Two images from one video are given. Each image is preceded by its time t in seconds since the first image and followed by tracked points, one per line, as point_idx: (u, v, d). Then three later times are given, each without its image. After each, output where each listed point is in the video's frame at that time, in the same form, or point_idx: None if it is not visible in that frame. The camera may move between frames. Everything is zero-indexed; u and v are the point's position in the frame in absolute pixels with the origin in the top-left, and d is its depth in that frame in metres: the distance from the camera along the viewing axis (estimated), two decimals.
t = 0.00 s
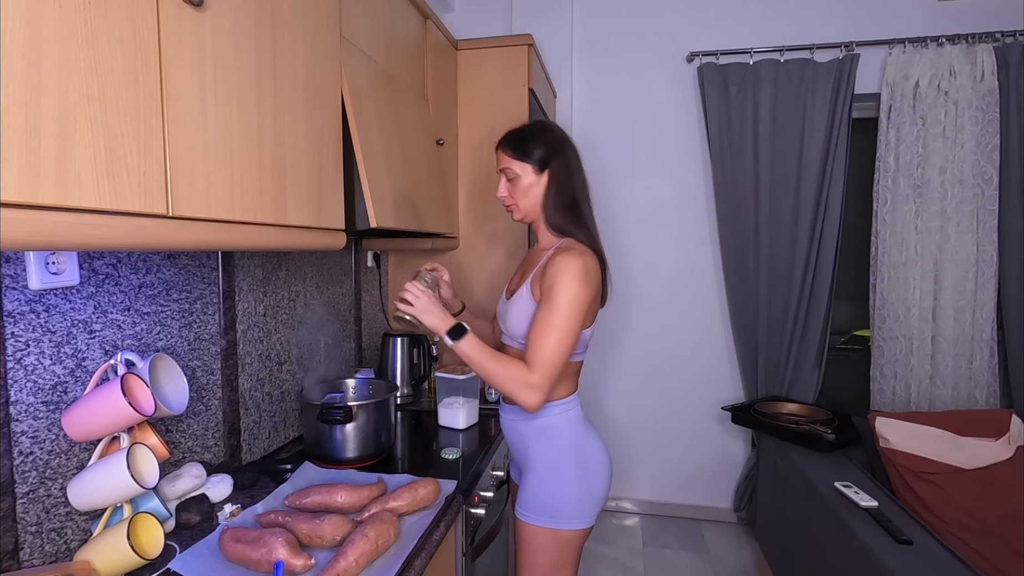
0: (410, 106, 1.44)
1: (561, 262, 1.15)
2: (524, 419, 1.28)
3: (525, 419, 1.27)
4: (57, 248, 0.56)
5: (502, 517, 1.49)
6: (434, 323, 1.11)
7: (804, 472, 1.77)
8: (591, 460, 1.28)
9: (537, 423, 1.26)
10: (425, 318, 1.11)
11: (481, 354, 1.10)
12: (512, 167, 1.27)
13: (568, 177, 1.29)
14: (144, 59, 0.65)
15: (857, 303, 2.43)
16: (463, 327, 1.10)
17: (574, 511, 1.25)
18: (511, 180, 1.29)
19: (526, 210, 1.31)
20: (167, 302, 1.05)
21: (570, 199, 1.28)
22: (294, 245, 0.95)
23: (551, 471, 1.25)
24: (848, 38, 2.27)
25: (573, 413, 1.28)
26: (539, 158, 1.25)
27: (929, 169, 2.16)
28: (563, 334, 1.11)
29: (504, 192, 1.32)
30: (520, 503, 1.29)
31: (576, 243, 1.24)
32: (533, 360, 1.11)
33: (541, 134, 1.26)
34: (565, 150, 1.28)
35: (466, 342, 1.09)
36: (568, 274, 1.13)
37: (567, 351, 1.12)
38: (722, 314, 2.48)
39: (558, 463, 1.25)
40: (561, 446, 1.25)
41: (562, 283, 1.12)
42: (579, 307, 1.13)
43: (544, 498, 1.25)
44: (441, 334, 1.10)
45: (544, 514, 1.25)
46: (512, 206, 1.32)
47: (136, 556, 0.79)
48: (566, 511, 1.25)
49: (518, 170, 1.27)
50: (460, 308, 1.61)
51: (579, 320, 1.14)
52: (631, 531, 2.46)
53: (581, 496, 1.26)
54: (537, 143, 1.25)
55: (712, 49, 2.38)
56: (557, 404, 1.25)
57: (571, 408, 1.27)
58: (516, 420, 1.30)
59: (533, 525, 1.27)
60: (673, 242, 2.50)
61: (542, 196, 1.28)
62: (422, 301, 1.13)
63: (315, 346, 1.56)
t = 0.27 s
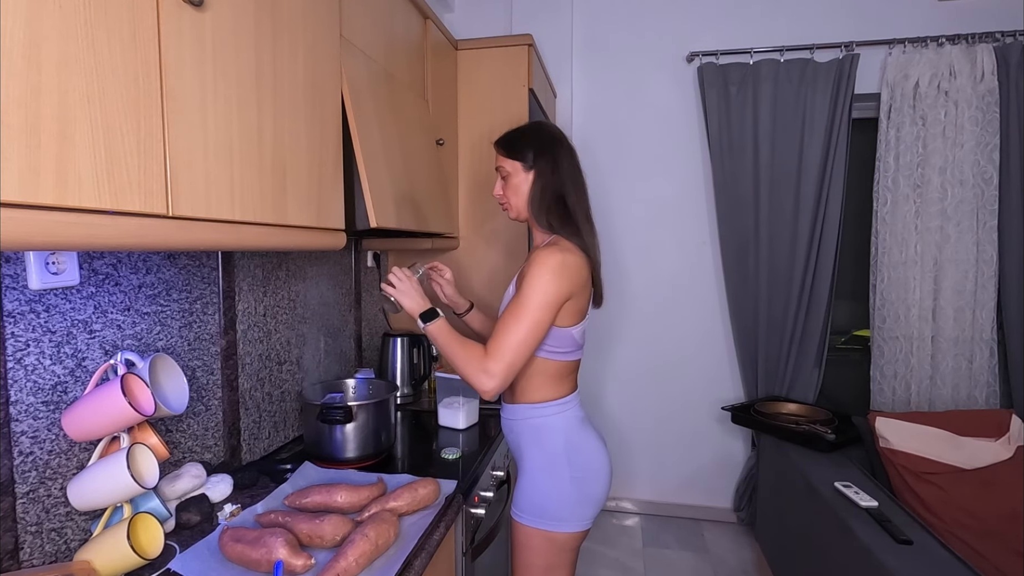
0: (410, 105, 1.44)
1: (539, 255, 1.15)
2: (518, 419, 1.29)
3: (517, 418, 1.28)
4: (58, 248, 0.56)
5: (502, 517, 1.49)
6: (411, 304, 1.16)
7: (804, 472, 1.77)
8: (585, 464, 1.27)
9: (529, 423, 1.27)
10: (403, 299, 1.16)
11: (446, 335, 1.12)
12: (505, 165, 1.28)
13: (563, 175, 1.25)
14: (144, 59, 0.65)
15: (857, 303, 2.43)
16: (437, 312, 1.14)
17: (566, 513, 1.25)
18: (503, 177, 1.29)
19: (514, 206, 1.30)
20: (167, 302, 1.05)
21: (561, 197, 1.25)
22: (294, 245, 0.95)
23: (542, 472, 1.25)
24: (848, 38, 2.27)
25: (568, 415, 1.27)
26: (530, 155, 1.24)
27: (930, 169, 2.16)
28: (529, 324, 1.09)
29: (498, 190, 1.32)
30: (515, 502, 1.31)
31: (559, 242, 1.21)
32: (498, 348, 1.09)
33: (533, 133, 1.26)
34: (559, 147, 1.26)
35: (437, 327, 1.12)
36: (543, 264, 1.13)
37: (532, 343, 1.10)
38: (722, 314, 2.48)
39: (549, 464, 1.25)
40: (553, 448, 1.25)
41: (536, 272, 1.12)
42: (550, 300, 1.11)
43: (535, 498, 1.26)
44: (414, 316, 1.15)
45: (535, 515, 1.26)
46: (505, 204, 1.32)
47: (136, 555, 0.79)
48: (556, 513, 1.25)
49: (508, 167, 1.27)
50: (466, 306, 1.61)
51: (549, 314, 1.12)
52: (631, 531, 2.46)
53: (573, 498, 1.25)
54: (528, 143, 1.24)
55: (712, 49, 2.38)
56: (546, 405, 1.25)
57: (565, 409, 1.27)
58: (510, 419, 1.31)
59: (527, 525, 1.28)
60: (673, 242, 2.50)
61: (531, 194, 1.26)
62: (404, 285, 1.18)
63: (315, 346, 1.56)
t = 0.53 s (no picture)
0: (410, 105, 1.44)
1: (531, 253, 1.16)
2: (516, 419, 1.29)
3: (515, 417, 1.29)
4: (58, 248, 0.56)
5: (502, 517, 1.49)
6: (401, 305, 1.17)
7: (804, 472, 1.77)
8: (583, 465, 1.26)
9: (526, 423, 1.27)
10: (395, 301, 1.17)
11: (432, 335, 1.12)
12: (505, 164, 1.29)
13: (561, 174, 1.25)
14: (144, 58, 0.65)
15: (857, 303, 2.43)
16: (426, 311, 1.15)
17: (564, 513, 1.25)
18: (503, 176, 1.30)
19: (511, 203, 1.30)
20: (167, 302, 1.05)
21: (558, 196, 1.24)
22: (295, 245, 0.95)
23: (540, 472, 1.25)
24: (848, 38, 2.27)
25: (565, 416, 1.27)
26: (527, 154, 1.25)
27: (929, 169, 2.16)
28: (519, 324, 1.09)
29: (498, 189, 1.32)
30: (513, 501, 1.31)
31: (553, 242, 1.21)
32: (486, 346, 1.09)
33: (532, 132, 1.25)
34: (558, 147, 1.26)
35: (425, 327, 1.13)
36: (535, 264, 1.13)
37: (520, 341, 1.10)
38: (722, 313, 2.48)
39: (546, 464, 1.25)
40: (550, 449, 1.25)
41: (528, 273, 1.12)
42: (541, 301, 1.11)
43: (532, 497, 1.26)
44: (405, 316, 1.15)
45: (533, 515, 1.26)
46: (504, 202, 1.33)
47: (136, 556, 0.79)
48: (554, 514, 1.25)
49: (506, 166, 1.28)
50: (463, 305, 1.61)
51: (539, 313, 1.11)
52: (631, 531, 2.46)
53: (571, 498, 1.25)
54: (526, 143, 1.24)
55: (712, 48, 2.38)
56: (543, 405, 1.25)
57: (563, 409, 1.26)
58: (508, 419, 1.32)
59: (525, 524, 1.28)
60: (673, 242, 2.50)
61: (527, 192, 1.26)
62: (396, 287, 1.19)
63: (315, 346, 1.56)
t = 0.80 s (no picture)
0: (410, 105, 1.44)
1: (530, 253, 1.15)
2: (515, 418, 1.29)
3: (515, 417, 1.29)
4: (59, 248, 0.56)
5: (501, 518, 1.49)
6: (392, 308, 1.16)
7: (804, 473, 1.78)
8: (583, 464, 1.27)
9: (526, 423, 1.27)
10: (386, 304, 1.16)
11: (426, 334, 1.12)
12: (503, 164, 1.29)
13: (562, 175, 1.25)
14: (144, 58, 0.65)
15: (857, 303, 2.43)
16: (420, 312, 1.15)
17: (564, 511, 1.25)
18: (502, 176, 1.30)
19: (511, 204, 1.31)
20: (167, 302, 1.05)
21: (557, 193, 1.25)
22: (294, 245, 0.95)
23: (540, 471, 1.25)
24: (848, 38, 2.27)
25: (565, 415, 1.27)
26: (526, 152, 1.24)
27: (929, 169, 2.16)
28: (517, 319, 1.09)
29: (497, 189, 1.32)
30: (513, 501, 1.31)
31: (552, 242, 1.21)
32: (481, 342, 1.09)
33: (532, 132, 1.26)
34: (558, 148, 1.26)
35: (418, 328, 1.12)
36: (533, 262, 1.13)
37: (516, 338, 1.09)
38: (722, 313, 2.48)
39: (546, 463, 1.25)
40: (550, 448, 1.25)
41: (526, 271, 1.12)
42: (538, 297, 1.11)
43: (532, 497, 1.26)
44: (396, 320, 1.15)
45: (534, 514, 1.26)
46: (503, 202, 1.33)
47: (136, 556, 0.79)
48: (554, 512, 1.25)
49: (505, 166, 1.28)
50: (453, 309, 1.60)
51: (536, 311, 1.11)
52: (631, 531, 2.46)
53: (571, 497, 1.25)
54: (525, 141, 1.24)
55: (712, 48, 2.38)
56: (543, 404, 1.25)
57: (562, 408, 1.26)
58: (508, 418, 1.32)
59: (525, 523, 1.28)
60: (673, 242, 2.50)
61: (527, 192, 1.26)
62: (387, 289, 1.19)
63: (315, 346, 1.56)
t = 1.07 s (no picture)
0: (410, 105, 1.44)
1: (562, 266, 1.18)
2: (518, 419, 1.28)
3: (517, 418, 1.27)
4: (58, 248, 0.56)
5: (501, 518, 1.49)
6: (492, 325, 1.09)
7: (804, 473, 1.78)
8: (584, 459, 1.29)
9: (530, 421, 1.26)
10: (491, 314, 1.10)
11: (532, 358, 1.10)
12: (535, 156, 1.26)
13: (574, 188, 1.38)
14: (144, 58, 0.65)
15: (857, 303, 2.44)
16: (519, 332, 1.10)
17: (567, 510, 1.25)
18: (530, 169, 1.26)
19: (538, 205, 1.28)
20: (167, 302, 1.05)
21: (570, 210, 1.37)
22: (295, 245, 0.96)
23: (545, 470, 1.25)
24: (848, 38, 2.27)
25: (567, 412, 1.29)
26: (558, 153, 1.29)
27: (930, 169, 2.16)
28: (586, 329, 1.15)
29: (519, 182, 1.26)
30: (513, 504, 1.28)
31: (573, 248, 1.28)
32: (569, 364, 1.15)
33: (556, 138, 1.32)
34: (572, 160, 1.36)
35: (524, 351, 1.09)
36: (574, 264, 1.17)
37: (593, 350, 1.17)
38: (722, 313, 2.48)
39: (551, 460, 1.25)
40: (555, 445, 1.26)
41: (569, 275, 1.16)
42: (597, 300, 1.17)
43: (536, 497, 1.24)
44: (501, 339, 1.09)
45: (539, 514, 1.24)
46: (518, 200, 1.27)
47: (136, 555, 0.79)
48: (560, 510, 1.24)
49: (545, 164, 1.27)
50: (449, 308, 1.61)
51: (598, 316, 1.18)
52: (631, 531, 2.46)
53: (574, 495, 1.26)
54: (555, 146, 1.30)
55: (712, 48, 2.38)
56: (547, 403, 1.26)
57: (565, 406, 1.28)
58: (506, 420, 1.30)
59: (527, 525, 1.25)
60: (673, 242, 2.50)
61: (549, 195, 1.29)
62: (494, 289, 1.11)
63: (315, 346, 1.56)
